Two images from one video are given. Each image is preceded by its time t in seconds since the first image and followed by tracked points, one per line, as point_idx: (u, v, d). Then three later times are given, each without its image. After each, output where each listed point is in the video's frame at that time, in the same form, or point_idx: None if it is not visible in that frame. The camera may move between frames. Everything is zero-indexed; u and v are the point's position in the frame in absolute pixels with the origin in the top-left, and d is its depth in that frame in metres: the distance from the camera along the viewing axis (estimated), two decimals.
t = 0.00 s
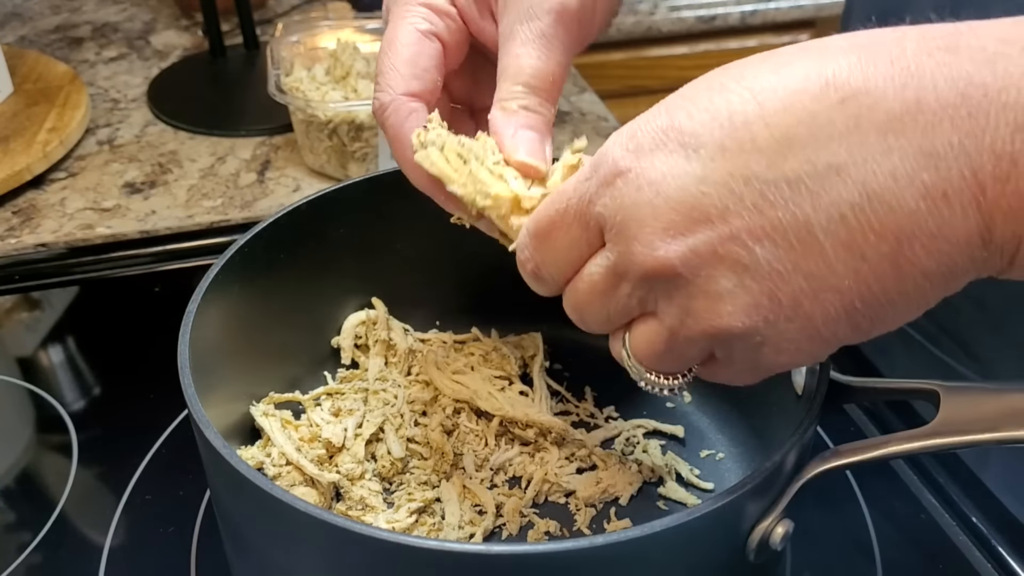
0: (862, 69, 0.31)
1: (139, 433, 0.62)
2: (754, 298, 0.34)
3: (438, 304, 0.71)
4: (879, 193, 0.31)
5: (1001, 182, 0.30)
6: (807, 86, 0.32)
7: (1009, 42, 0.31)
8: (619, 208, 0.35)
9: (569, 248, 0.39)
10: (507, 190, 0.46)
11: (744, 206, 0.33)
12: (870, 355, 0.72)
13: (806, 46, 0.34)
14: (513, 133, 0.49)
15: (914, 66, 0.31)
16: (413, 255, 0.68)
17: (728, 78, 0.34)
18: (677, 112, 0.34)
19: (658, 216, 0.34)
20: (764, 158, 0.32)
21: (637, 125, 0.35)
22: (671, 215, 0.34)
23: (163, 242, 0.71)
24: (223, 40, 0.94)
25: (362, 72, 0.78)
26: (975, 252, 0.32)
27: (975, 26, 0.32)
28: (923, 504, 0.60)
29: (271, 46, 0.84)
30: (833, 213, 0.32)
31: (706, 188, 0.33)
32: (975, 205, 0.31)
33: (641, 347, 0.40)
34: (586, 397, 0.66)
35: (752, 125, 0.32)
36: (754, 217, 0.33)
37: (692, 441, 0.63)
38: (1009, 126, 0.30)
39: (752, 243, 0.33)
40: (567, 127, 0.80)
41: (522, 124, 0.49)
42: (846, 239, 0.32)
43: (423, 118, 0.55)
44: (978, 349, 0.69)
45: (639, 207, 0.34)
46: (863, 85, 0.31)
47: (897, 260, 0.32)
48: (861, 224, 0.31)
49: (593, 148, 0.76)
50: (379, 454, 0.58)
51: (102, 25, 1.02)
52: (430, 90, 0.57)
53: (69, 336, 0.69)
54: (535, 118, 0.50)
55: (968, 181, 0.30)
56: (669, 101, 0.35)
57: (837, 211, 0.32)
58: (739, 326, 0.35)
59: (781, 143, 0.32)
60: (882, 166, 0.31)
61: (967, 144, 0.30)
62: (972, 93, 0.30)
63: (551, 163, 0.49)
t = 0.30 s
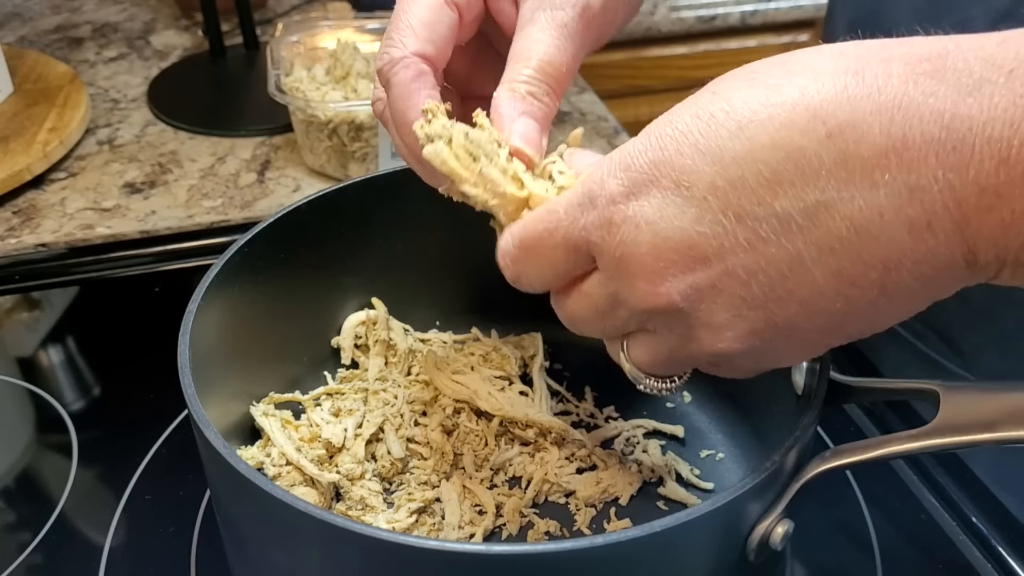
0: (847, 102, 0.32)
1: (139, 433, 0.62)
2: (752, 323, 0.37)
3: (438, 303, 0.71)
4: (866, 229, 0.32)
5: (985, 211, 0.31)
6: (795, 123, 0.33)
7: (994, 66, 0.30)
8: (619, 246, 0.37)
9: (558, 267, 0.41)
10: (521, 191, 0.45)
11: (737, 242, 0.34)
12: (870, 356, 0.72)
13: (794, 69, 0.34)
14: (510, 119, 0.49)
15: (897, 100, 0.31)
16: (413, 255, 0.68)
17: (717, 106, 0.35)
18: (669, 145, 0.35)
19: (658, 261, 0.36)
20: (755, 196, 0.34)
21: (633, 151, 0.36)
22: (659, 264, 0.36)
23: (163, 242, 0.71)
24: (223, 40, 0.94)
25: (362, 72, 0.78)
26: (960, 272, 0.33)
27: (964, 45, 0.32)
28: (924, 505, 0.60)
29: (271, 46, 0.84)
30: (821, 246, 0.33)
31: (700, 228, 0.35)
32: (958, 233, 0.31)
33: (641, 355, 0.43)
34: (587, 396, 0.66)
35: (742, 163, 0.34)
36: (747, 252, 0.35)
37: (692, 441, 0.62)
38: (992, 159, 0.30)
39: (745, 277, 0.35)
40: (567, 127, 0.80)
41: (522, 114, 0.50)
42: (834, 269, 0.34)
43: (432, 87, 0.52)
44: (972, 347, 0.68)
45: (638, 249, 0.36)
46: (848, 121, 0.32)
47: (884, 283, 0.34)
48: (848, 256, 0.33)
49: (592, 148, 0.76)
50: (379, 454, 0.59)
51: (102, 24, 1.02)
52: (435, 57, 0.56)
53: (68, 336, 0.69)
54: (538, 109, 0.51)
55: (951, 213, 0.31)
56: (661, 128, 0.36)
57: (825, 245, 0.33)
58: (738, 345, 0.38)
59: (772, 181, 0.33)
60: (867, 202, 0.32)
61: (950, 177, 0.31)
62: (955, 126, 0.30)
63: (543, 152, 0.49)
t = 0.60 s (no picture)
0: (845, 73, 0.31)
1: (139, 433, 0.62)
2: (730, 300, 0.35)
3: (439, 304, 0.71)
4: (862, 206, 0.31)
5: (976, 195, 0.30)
6: (793, 91, 0.31)
7: (988, 46, 0.30)
8: (596, 206, 0.35)
9: (516, 218, 0.38)
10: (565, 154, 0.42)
11: (727, 213, 0.32)
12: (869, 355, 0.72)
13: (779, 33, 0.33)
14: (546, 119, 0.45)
15: (897, 75, 0.30)
16: (413, 255, 0.68)
17: (707, 72, 0.33)
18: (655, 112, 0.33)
19: (639, 228, 0.34)
20: (747, 164, 0.32)
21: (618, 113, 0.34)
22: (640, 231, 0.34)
23: (163, 242, 0.71)
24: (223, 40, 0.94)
25: (362, 72, 0.78)
26: (946, 256, 0.32)
27: (958, 23, 0.31)
28: (924, 505, 0.60)
29: (271, 47, 0.84)
30: (814, 221, 0.32)
31: (689, 194, 0.33)
32: (949, 217, 0.31)
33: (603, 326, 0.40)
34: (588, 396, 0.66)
35: (737, 130, 0.32)
36: (734, 223, 0.33)
37: (692, 441, 0.62)
38: (986, 140, 0.29)
39: (732, 251, 0.33)
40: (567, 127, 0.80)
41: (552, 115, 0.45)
42: (822, 249, 0.32)
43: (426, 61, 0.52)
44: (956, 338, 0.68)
45: (620, 217, 0.34)
46: (847, 93, 0.30)
47: (872, 268, 0.32)
48: (840, 235, 0.32)
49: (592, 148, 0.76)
50: (379, 453, 0.59)
51: (102, 25, 1.02)
52: (433, 32, 0.54)
53: (68, 337, 0.69)
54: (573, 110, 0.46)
55: (944, 196, 0.30)
56: (644, 97, 0.34)
57: (817, 221, 0.32)
58: (712, 327, 0.36)
59: (766, 151, 0.32)
60: (863, 177, 0.30)
61: (945, 158, 0.30)
62: (953, 104, 0.29)
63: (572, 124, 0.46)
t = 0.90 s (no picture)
0: (826, 129, 0.31)
1: (139, 433, 0.62)
2: (730, 335, 0.36)
3: (439, 303, 0.71)
4: (846, 250, 0.32)
5: (950, 229, 0.31)
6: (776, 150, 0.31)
7: (956, 91, 0.30)
8: (600, 268, 0.35)
9: (519, 272, 0.39)
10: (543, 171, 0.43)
11: (723, 271, 0.33)
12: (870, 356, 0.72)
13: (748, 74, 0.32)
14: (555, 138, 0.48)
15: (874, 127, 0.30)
16: (413, 256, 0.68)
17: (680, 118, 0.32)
18: (639, 167, 0.33)
19: (645, 288, 0.34)
20: (740, 225, 0.32)
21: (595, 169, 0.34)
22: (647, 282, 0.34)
23: (164, 242, 0.71)
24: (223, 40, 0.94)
25: (362, 73, 0.78)
26: (922, 273, 0.34)
27: (926, 58, 0.31)
28: (924, 505, 0.59)
29: (271, 46, 0.84)
30: (804, 268, 0.33)
31: (688, 255, 0.33)
32: (926, 248, 0.32)
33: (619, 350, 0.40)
34: (587, 395, 0.65)
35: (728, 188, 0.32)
36: (731, 279, 0.33)
37: (692, 441, 0.62)
38: (956, 183, 0.30)
39: (729, 299, 0.34)
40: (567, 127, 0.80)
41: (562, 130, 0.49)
42: (812, 288, 0.34)
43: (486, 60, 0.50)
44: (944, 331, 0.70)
45: (620, 267, 0.34)
46: (827, 147, 0.31)
47: (856, 293, 0.34)
48: (827, 275, 0.33)
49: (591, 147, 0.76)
50: (379, 453, 0.58)
51: (102, 25, 1.02)
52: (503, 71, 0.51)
53: (68, 337, 0.69)
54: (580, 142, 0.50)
55: (921, 233, 0.32)
56: (621, 144, 0.34)
57: (806, 268, 0.33)
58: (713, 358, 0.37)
59: (758, 208, 0.32)
60: (846, 228, 0.32)
61: (921, 202, 0.31)
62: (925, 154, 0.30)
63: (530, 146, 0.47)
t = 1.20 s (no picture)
0: (787, 152, 0.31)
1: (139, 433, 0.62)
2: (711, 357, 0.36)
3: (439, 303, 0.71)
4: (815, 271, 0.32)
5: (918, 238, 0.31)
6: (741, 176, 0.31)
7: (912, 100, 0.30)
8: (574, 311, 0.35)
9: (499, 325, 0.38)
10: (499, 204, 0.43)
11: (698, 299, 0.33)
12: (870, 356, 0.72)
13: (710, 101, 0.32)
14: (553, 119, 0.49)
15: (833, 148, 0.30)
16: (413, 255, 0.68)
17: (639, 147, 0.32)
18: (602, 206, 0.33)
19: (622, 317, 0.34)
20: (710, 254, 0.32)
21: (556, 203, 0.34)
22: (632, 308, 0.34)
23: (164, 242, 0.71)
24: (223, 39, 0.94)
25: (362, 72, 0.78)
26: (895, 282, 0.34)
27: (882, 67, 0.31)
28: (923, 505, 0.59)
29: (271, 46, 0.84)
30: (777, 288, 0.33)
31: (660, 287, 0.33)
32: (896, 259, 0.32)
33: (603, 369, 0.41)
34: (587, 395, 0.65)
35: (695, 222, 0.32)
36: (706, 305, 0.33)
37: (692, 441, 0.62)
38: (919, 197, 0.30)
39: (707, 323, 0.34)
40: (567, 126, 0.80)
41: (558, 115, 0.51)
42: (789, 306, 0.34)
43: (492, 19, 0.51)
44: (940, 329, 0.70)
45: (596, 308, 0.34)
46: (791, 171, 0.31)
47: (830, 305, 0.34)
48: (799, 294, 0.33)
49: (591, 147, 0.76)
50: (379, 454, 0.58)
51: (102, 24, 1.02)
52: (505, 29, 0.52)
53: (68, 336, 0.69)
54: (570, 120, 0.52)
55: (888, 246, 0.32)
56: (579, 178, 0.33)
57: (778, 288, 0.33)
58: (693, 376, 0.37)
59: (727, 235, 0.32)
60: (816, 251, 0.32)
61: (887, 217, 0.31)
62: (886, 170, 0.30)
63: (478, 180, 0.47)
